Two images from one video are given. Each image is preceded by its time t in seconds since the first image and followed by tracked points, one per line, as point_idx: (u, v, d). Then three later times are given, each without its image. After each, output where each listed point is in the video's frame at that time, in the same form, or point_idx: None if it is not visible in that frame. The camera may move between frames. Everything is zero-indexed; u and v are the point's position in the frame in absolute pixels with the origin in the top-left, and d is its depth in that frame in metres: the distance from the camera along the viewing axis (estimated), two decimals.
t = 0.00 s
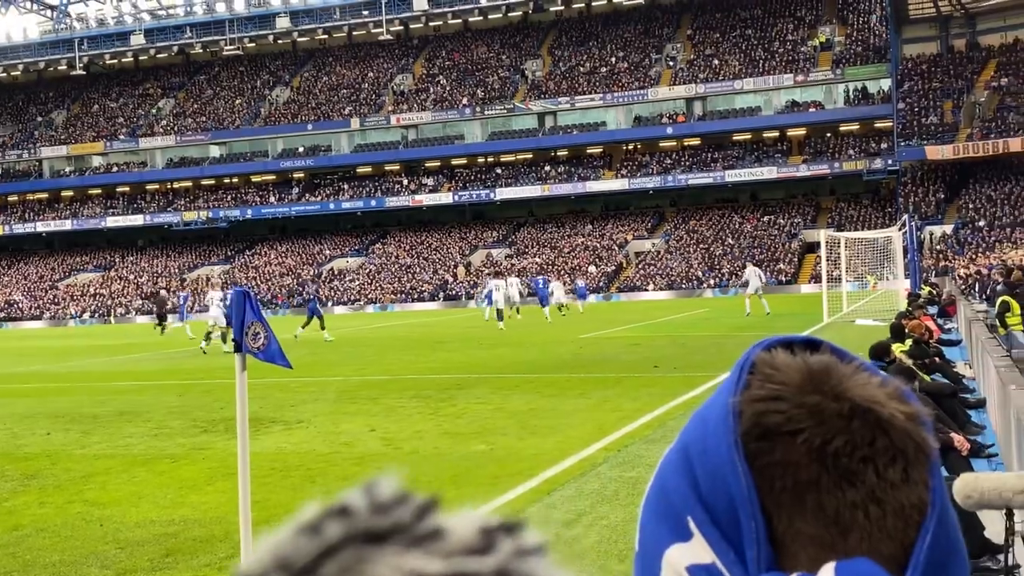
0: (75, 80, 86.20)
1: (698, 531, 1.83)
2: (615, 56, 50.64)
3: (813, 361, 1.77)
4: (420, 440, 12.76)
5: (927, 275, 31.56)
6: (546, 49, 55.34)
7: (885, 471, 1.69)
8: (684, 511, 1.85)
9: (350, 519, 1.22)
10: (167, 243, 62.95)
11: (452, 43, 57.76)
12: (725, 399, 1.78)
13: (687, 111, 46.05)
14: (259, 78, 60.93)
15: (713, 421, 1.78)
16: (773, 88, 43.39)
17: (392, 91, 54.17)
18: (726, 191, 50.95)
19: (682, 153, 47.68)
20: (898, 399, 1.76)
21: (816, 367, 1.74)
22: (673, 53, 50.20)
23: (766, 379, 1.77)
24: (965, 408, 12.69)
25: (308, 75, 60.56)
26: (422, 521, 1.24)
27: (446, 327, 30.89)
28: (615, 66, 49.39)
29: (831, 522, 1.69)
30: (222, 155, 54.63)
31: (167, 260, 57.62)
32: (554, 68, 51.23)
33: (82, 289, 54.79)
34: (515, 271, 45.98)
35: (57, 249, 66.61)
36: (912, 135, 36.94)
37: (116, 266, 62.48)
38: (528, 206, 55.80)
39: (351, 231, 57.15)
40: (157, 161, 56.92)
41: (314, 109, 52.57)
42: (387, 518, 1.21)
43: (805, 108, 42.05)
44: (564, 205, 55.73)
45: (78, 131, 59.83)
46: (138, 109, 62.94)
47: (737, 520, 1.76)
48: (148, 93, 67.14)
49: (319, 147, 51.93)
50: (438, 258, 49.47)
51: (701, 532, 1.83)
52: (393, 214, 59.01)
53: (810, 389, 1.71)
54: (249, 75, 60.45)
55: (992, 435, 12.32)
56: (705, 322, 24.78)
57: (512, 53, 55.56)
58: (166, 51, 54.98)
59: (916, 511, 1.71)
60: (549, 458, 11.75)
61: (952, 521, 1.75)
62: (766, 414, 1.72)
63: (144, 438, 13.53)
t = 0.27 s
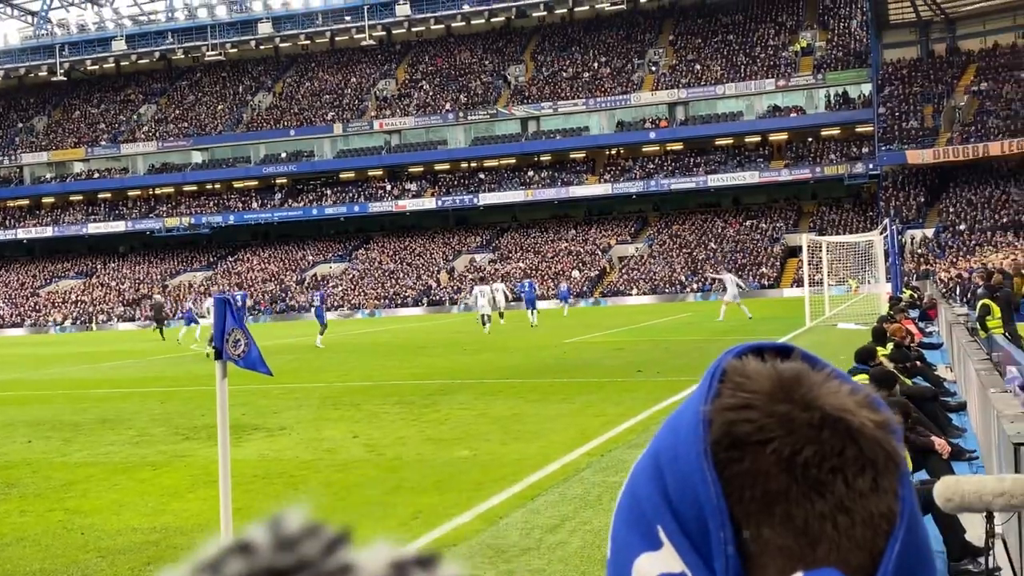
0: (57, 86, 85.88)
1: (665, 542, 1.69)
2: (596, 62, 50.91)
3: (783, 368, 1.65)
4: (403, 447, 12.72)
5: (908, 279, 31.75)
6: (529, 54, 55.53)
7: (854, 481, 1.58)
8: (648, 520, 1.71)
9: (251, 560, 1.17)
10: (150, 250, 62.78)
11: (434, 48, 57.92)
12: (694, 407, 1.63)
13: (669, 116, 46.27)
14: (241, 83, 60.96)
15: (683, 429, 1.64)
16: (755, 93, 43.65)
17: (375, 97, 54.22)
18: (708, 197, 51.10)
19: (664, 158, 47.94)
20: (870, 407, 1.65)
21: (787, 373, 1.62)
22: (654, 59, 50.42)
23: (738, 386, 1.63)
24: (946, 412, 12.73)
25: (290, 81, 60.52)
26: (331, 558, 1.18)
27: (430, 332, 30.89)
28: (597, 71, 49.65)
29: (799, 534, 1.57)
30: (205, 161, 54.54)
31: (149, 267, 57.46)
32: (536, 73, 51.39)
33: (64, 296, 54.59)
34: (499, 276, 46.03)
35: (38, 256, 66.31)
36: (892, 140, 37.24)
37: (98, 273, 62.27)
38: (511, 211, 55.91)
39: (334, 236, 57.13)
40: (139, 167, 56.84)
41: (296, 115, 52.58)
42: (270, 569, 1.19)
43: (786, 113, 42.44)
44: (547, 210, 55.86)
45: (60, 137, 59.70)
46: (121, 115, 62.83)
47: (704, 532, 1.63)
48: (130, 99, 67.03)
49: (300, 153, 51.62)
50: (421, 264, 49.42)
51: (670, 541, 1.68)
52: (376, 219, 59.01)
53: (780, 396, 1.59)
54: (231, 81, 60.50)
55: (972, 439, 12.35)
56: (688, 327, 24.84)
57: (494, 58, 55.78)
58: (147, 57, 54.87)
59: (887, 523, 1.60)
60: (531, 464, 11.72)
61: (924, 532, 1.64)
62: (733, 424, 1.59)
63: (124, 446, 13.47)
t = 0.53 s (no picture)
0: (41, 94, 85.52)
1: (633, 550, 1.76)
2: (580, 68, 50.88)
3: (753, 377, 1.70)
4: (386, 454, 12.72)
5: (890, 284, 31.94)
6: (512, 61, 55.50)
7: (820, 492, 1.63)
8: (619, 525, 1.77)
9: (131, 573, 1.18)
10: (131, 258, 62.53)
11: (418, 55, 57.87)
12: (664, 416, 1.69)
13: (653, 122, 46.46)
14: (223, 90, 60.84)
15: (652, 439, 1.70)
16: (738, 99, 43.93)
17: (358, 103, 54.19)
18: (692, 202, 51.27)
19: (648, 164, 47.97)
20: (838, 417, 1.70)
21: (758, 384, 1.67)
22: (638, 65, 50.44)
23: (709, 395, 1.67)
24: (927, 416, 12.83)
25: (273, 87, 60.51)
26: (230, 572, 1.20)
27: (414, 339, 30.86)
28: (581, 77, 49.59)
29: (761, 543, 1.63)
30: (186, 167, 54.41)
31: (131, 275, 57.17)
32: (520, 80, 51.41)
33: (45, 304, 54.25)
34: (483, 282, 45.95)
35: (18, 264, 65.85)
36: (874, 145, 37.52)
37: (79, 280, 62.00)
38: (495, 217, 55.79)
39: (317, 243, 56.97)
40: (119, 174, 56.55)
41: (279, 121, 52.57)
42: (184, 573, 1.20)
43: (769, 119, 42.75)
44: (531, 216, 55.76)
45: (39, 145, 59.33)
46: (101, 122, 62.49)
47: (671, 537, 1.70)
48: (110, 106, 66.74)
49: (283, 159, 51.89)
50: (405, 270, 49.38)
51: (637, 550, 1.75)
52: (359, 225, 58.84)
53: (751, 406, 1.64)
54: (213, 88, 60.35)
55: (954, 443, 12.44)
56: (671, 332, 24.93)
57: (478, 65, 55.79)
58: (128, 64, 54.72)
59: (851, 532, 1.66)
60: (515, 470, 11.74)
61: (885, 542, 1.71)
62: (703, 433, 1.64)
63: (106, 454, 13.42)
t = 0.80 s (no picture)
0: (24, 100, 85.20)
1: (589, 562, 1.81)
2: (563, 75, 51.02)
3: (714, 385, 1.72)
4: (368, 461, 12.69)
5: (872, 289, 32.09)
6: (496, 68, 55.60)
7: (774, 502, 1.68)
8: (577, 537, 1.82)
9: None
10: (113, 265, 62.28)
11: (401, 61, 57.92)
12: (621, 424, 1.72)
13: (636, 129, 46.67)
14: (206, 97, 60.78)
15: (609, 450, 1.73)
16: (720, 105, 44.19)
17: (341, 109, 54.17)
18: (675, 209, 51.41)
19: (631, 170, 48.12)
20: (796, 424, 1.74)
21: (716, 391, 1.70)
22: (621, 72, 50.62)
23: (667, 404, 1.70)
24: (908, 420, 12.89)
25: (256, 93, 60.41)
26: None
27: (398, 346, 30.83)
28: (565, 83, 49.71)
29: (716, 552, 1.67)
30: (169, 174, 54.28)
31: (113, 281, 56.92)
32: (503, 87, 51.51)
33: (26, 311, 53.96)
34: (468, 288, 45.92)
35: None
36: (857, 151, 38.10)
37: (61, 287, 61.74)
38: (479, 223, 55.78)
39: (301, 249, 56.88)
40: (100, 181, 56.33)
41: (262, 127, 52.52)
42: None
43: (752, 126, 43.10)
44: (515, 222, 55.76)
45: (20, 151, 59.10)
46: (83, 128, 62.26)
47: (627, 547, 1.74)
48: (92, 113, 66.51)
49: (266, 165, 51.92)
50: (389, 276, 49.28)
51: (591, 562, 1.80)
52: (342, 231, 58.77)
53: (707, 414, 1.67)
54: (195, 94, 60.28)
55: (936, 448, 12.46)
56: (655, 338, 24.97)
57: (461, 71, 55.85)
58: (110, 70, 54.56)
59: (804, 541, 1.71)
60: (497, 477, 11.72)
61: (840, 549, 1.75)
62: (658, 441, 1.68)
63: (86, 463, 13.37)
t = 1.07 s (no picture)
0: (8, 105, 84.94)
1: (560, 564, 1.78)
2: (548, 79, 51.20)
3: (692, 387, 1.70)
4: (353, 467, 12.66)
5: (856, 293, 32.24)
6: (481, 73, 55.77)
7: (751, 509, 1.66)
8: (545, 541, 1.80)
9: None
10: (97, 270, 62.09)
11: (387, 65, 58.02)
12: (598, 427, 1.69)
13: (622, 134, 46.90)
14: (190, 101, 60.77)
15: (584, 452, 1.71)
16: (705, 110, 44.46)
17: (326, 114, 54.25)
18: (659, 213, 51.61)
19: (616, 175, 48.31)
20: (774, 428, 1.71)
21: (694, 396, 1.68)
22: (606, 77, 50.82)
23: (643, 407, 1.68)
24: (892, 425, 12.93)
25: (240, 97, 60.29)
26: None
27: (383, 351, 30.80)
28: (550, 88, 49.88)
29: (689, 561, 1.64)
30: (153, 179, 54.22)
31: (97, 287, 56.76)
32: (488, 91, 51.67)
33: (9, 317, 53.75)
34: (453, 293, 46.00)
35: None
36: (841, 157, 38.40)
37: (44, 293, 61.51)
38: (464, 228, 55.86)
39: (286, 254, 56.86)
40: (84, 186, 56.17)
41: (247, 132, 52.54)
42: None
43: (737, 130, 43.41)
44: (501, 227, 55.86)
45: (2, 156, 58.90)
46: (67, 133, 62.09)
47: (599, 555, 1.72)
48: (76, 117, 66.36)
49: (250, 170, 52.01)
50: (374, 281, 49.23)
51: (562, 567, 1.78)
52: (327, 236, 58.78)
53: (681, 420, 1.65)
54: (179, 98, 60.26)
55: (919, 452, 12.52)
56: (640, 343, 25.03)
57: (446, 76, 55.98)
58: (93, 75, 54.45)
59: (780, 551, 1.69)
60: (482, 482, 11.70)
61: (811, 554, 1.74)
62: (635, 447, 1.65)
63: (69, 469, 13.31)
